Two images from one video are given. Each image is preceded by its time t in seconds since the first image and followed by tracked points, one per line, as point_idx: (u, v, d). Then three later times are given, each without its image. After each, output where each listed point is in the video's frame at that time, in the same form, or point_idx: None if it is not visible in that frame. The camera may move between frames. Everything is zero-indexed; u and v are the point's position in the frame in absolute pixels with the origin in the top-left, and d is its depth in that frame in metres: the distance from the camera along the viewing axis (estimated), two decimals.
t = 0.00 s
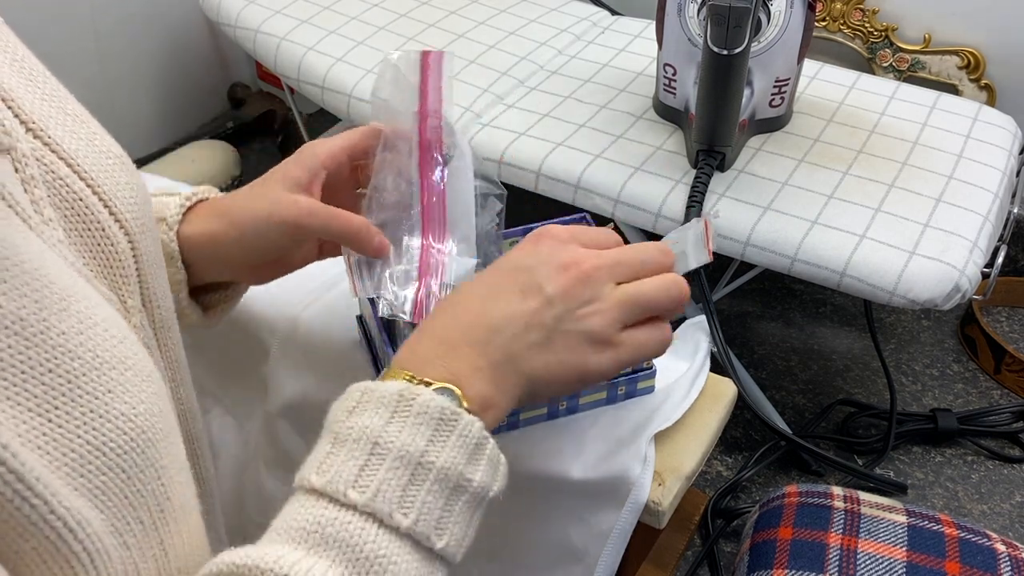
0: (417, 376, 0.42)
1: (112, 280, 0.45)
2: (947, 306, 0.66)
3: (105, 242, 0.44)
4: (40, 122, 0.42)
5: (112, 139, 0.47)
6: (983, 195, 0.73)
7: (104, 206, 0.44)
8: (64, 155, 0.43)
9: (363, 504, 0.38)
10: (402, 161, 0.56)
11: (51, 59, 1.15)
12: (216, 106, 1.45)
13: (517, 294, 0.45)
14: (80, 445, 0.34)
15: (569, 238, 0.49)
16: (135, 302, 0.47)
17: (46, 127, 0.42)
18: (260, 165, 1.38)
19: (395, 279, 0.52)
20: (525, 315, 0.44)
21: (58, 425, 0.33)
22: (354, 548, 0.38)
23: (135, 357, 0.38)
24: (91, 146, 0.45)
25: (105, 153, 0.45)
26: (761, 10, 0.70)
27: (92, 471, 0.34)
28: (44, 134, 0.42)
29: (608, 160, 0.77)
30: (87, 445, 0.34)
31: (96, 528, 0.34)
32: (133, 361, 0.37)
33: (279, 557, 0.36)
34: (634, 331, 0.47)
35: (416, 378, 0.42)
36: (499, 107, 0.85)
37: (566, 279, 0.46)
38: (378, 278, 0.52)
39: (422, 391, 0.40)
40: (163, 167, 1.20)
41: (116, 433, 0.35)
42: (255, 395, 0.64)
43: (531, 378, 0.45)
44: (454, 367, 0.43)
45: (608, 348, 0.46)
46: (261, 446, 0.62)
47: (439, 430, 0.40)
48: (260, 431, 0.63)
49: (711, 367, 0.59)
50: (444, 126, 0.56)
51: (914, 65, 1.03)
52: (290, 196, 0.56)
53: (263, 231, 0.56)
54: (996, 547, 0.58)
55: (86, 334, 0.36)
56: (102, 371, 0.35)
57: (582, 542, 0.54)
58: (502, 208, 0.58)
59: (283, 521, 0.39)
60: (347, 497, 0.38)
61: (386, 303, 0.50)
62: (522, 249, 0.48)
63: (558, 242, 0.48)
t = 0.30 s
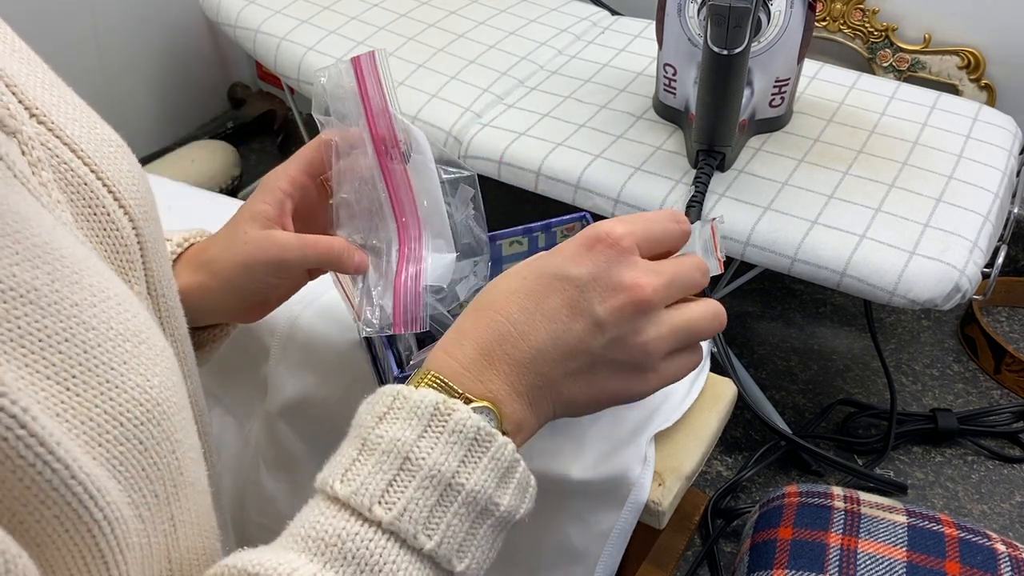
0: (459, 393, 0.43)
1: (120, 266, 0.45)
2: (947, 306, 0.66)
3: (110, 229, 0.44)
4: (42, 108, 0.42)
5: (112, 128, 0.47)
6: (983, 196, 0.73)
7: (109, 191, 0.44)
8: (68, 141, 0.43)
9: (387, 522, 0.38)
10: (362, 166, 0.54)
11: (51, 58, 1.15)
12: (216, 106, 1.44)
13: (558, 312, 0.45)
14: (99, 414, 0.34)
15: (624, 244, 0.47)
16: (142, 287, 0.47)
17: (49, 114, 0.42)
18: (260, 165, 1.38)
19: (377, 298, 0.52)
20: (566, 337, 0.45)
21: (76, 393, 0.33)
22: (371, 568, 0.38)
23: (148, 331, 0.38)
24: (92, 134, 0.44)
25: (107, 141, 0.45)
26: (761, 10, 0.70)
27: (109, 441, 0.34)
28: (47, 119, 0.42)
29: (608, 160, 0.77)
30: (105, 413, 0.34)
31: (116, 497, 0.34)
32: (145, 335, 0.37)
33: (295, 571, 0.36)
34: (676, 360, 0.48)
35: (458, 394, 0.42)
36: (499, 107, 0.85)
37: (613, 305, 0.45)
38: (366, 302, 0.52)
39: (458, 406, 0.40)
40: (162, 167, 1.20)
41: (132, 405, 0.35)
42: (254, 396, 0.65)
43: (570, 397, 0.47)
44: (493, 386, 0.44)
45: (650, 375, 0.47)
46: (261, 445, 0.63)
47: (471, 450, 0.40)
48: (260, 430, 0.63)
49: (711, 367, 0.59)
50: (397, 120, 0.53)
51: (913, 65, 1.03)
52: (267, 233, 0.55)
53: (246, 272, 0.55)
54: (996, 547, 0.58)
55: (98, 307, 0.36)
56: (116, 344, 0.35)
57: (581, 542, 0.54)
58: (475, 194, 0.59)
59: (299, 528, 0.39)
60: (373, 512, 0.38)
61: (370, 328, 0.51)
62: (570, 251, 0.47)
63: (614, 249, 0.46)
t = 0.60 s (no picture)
0: (480, 460, 0.38)
1: (118, 261, 0.45)
2: (947, 306, 0.66)
3: (107, 224, 0.44)
4: (36, 105, 0.42)
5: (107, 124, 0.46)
6: (983, 196, 0.73)
7: (104, 186, 0.44)
8: (62, 136, 0.42)
9: None
10: (359, 171, 0.53)
11: (51, 57, 1.15)
12: (216, 106, 1.44)
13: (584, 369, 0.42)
14: (97, 404, 0.34)
15: (656, 299, 0.42)
16: (140, 281, 0.47)
17: (43, 112, 0.42)
18: (259, 164, 1.38)
19: (375, 303, 0.52)
20: (589, 396, 0.42)
21: (74, 382, 0.33)
22: None
23: (146, 322, 0.38)
24: (86, 131, 0.44)
25: (103, 138, 0.45)
26: (761, 10, 0.70)
27: (108, 430, 0.34)
28: (42, 116, 0.42)
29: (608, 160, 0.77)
30: (102, 403, 0.34)
31: (113, 487, 0.34)
32: (142, 327, 0.37)
33: None
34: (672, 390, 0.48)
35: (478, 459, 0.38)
36: (499, 107, 0.85)
37: (641, 368, 0.43)
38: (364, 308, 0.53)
39: (472, 468, 0.37)
40: (163, 167, 1.20)
41: (131, 395, 0.35)
42: (253, 395, 0.65)
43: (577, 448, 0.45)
44: (512, 451, 0.40)
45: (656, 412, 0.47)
46: (261, 445, 0.63)
47: (477, 516, 0.37)
48: (260, 430, 0.63)
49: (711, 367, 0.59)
50: (393, 124, 0.52)
51: (914, 65, 1.03)
52: (267, 243, 0.55)
53: (246, 280, 0.55)
54: (997, 547, 0.58)
55: (97, 297, 0.36)
56: (112, 335, 0.35)
57: (581, 542, 0.54)
58: (473, 197, 0.59)
59: None
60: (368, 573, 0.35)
61: (367, 333, 0.52)
62: (597, 304, 0.42)
63: (647, 306, 0.42)
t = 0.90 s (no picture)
0: (419, 497, 0.39)
1: (112, 267, 0.44)
2: (947, 306, 0.66)
3: (99, 231, 0.43)
4: (26, 110, 0.41)
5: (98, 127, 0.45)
6: (983, 196, 0.73)
7: (96, 192, 0.42)
8: (52, 141, 0.41)
9: None
10: (360, 175, 0.53)
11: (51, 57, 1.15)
12: (216, 106, 1.44)
13: (501, 397, 0.41)
14: (79, 424, 0.32)
15: (554, 312, 0.39)
16: (134, 288, 0.46)
17: (32, 115, 0.41)
18: (259, 164, 1.38)
19: (374, 306, 0.52)
20: (515, 415, 0.41)
21: (58, 401, 0.32)
22: None
23: (135, 336, 0.37)
24: (79, 135, 0.43)
25: (94, 142, 0.43)
26: (761, 10, 0.70)
27: (93, 451, 0.33)
28: (32, 121, 0.41)
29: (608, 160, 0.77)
30: (88, 422, 0.33)
31: (94, 508, 0.33)
32: (130, 341, 0.36)
33: None
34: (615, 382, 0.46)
35: (417, 496, 0.39)
36: (499, 107, 0.85)
37: (559, 376, 0.41)
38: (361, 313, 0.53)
39: (408, 503, 0.37)
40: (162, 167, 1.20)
41: (117, 412, 0.34)
42: (253, 394, 0.65)
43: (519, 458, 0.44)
44: (449, 483, 0.40)
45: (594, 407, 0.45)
46: (260, 445, 0.63)
47: (417, 552, 0.37)
48: (260, 429, 0.63)
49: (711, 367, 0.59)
50: (394, 127, 0.52)
51: (914, 65, 1.03)
52: (266, 248, 0.55)
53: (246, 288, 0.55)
54: (997, 547, 0.58)
55: (82, 313, 0.34)
56: (99, 351, 0.34)
57: (581, 542, 0.54)
58: (474, 203, 0.59)
59: None
60: None
61: (366, 337, 0.51)
62: (491, 333, 0.40)
63: (545, 321, 0.39)
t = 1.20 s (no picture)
0: (398, 509, 0.40)
1: (95, 275, 0.44)
2: (947, 306, 0.66)
3: (82, 237, 0.42)
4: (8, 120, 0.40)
5: (83, 132, 0.44)
6: (983, 196, 0.73)
7: (79, 200, 0.42)
8: (34, 150, 0.40)
9: None
10: (390, 157, 0.54)
11: (50, 58, 1.15)
12: (216, 106, 1.44)
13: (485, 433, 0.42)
14: (57, 444, 0.32)
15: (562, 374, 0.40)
16: (119, 297, 0.45)
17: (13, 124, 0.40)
18: (259, 164, 1.38)
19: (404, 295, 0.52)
20: (493, 450, 0.43)
21: (33, 422, 0.31)
22: None
23: (115, 352, 0.36)
24: (61, 142, 0.42)
25: (76, 148, 0.43)
26: (761, 10, 0.70)
27: (71, 472, 0.32)
28: (11, 129, 0.40)
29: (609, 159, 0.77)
30: (66, 443, 0.32)
31: (72, 531, 0.32)
32: (111, 355, 0.36)
33: None
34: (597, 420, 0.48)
35: (397, 508, 0.40)
36: (499, 107, 0.85)
37: (544, 426, 0.43)
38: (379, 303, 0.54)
39: (384, 514, 0.37)
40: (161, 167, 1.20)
41: (96, 431, 0.34)
42: (254, 393, 0.64)
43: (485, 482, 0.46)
44: (422, 496, 0.41)
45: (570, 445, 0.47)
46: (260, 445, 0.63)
47: (394, 560, 0.38)
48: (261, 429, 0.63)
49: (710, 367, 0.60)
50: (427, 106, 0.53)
51: (914, 65, 1.03)
52: (291, 238, 0.55)
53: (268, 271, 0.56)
54: (996, 547, 0.58)
55: (58, 329, 0.34)
56: (76, 368, 0.34)
57: (581, 542, 0.54)
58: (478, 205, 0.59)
59: None
60: None
61: (397, 326, 0.52)
62: (496, 378, 0.40)
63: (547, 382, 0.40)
